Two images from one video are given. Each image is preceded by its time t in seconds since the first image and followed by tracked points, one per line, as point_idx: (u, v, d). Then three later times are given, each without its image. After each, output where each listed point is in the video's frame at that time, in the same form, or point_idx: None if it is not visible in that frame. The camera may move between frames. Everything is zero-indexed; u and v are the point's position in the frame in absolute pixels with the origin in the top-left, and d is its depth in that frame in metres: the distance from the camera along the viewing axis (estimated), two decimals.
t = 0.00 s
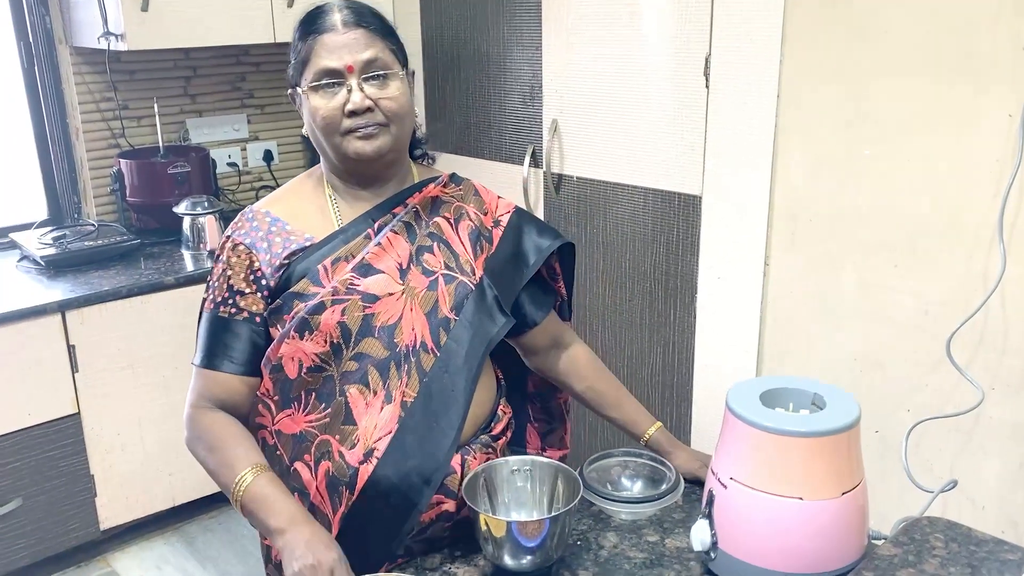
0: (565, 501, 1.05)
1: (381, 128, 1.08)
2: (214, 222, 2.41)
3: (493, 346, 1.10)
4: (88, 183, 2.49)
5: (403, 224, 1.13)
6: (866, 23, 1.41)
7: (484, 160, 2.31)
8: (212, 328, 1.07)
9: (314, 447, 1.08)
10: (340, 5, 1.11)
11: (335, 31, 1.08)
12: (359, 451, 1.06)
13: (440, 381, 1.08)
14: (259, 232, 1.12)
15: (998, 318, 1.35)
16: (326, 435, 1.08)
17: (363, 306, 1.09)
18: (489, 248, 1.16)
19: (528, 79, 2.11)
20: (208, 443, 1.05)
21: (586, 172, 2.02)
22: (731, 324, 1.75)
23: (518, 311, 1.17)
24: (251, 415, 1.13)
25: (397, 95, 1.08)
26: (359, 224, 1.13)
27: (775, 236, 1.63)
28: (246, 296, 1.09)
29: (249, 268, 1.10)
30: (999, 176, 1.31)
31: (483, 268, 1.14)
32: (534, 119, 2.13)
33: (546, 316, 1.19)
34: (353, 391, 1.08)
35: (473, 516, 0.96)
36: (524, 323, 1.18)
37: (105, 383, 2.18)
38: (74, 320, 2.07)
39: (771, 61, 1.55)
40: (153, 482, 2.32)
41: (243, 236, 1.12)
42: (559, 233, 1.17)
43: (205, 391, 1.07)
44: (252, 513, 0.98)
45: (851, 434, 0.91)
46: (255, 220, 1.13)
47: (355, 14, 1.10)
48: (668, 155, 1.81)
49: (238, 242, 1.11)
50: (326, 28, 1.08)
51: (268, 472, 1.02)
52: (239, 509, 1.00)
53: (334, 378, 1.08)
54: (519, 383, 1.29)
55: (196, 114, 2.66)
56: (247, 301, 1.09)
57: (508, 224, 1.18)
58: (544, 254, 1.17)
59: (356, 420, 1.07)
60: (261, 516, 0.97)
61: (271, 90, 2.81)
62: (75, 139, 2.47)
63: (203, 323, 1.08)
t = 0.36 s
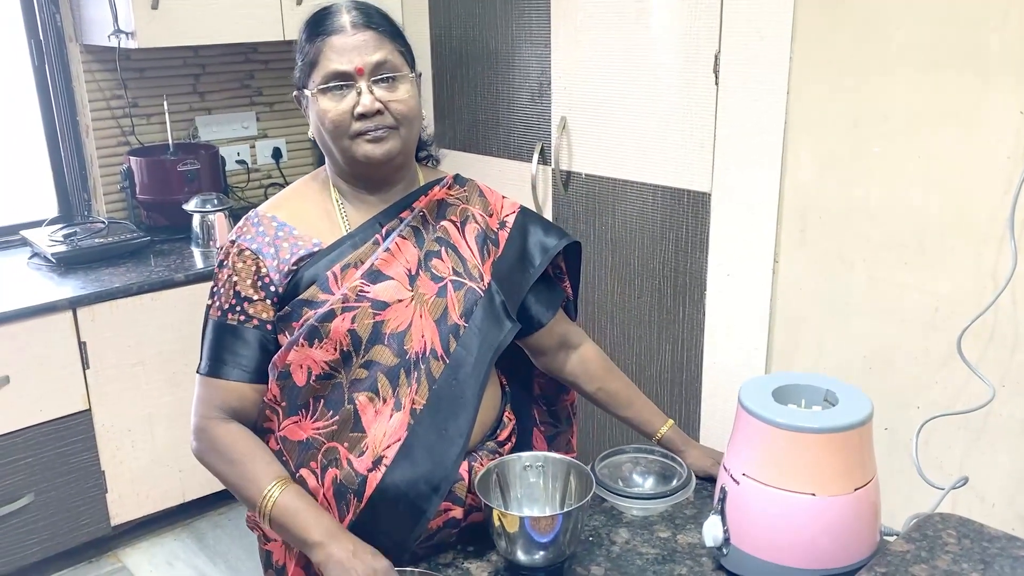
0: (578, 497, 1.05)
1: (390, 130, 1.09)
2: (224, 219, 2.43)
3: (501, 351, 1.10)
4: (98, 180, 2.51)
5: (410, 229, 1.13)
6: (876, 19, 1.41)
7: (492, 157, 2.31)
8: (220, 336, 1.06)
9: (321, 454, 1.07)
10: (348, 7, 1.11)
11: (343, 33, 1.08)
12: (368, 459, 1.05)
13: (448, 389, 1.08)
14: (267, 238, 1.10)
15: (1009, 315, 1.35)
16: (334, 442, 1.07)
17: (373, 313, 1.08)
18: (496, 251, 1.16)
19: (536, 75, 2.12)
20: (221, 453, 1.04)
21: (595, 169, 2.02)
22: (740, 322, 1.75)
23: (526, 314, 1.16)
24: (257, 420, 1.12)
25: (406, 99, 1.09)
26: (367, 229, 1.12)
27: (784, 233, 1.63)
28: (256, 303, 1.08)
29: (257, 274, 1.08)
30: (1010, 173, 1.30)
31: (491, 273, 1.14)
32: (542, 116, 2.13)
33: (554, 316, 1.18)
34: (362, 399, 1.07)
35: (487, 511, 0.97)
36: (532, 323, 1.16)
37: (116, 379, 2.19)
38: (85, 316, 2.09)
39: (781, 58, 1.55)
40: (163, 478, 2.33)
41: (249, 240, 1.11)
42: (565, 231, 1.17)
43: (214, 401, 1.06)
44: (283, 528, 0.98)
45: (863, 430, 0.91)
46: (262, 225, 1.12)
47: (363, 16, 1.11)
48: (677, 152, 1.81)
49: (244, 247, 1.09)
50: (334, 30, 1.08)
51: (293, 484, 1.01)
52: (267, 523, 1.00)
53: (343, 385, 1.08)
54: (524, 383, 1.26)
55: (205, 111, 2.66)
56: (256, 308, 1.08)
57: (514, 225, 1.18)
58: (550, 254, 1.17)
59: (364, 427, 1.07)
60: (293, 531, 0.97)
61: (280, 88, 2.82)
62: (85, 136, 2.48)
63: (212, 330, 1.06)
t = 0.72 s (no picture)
0: (583, 494, 1.05)
1: (395, 131, 1.09)
2: (229, 217, 2.43)
3: (504, 353, 1.10)
4: (104, 177, 2.51)
5: (414, 230, 1.13)
6: (882, 16, 1.41)
7: (497, 154, 2.31)
8: (223, 336, 1.06)
9: (323, 456, 1.07)
10: (355, 5, 1.11)
11: (350, 31, 1.08)
12: (370, 461, 1.05)
13: (450, 391, 1.08)
14: (268, 238, 1.10)
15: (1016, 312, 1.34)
16: (335, 445, 1.07)
17: (376, 315, 1.08)
18: (500, 251, 1.16)
19: (541, 73, 2.11)
20: (221, 453, 1.04)
21: (600, 167, 2.02)
22: (745, 319, 1.75)
23: (532, 313, 1.16)
24: (260, 419, 1.12)
25: (412, 99, 1.09)
26: (371, 229, 1.12)
27: (790, 230, 1.63)
28: (258, 304, 1.08)
29: (259, 274, 1.09)
30: (1018, 169, 1.30)
31: (495, 275, 1.14)
32: (547, 114, 2.13)
33: (560, 315, 1.18)
34: (364, 402, 1.07)
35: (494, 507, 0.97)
36: (538, 323, 1.17)
37: (122, 376, 2.20)
38: (92, 313, 2.09)
39: (787, 55, 1.55)
40: (169, 474, 2.34)
41: (250, 240, 1.11)
42: (571, 230, 1.17)
43: (215, 401, 1.07)
44: (274, 531, 0.97)
45: (870, 427, 0.91)
46: (264, 224, 1.12)
47: (370, 14, 1.11)
48: (683, 149, 1.81)
49: (246, 248, 1.10)
50: (341, 28, 1.08)
51: (286, 488, 1.01)
52: (260, 527, 0.99)
53: (345, 388, 1.08)
54: (528, 379, 1.26)
55: (211, 109, 2.67)
56: (259, 309, 1.08)
57: (519, 224, 1.18)
58: (555, 253, 1.16)
59: (366, 430, 1.07)
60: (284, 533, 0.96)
61: (285, 86, 2.82)
62: (91, 133, 2.49)
63: (214, 331, 1.07)
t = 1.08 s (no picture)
0: (581, 490, 1.05)
1: (390, 128, 1.09)
2: (230, 214, 2.44)
3: (502, 351, 1.11)
4: (105, 174, 2.52)
5: (411, 227, 1.13)
6: (883, 13, 1.41)
7: (498, 151, 2.31)
8: (218, 335, 1.07)
9: (320, 454, 1.08)
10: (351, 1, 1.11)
11: (345, 28, 1.08)
12: (367, 460, 1.06)
13: (449, 389, 1.08)
14: (265, 237, 1.11)
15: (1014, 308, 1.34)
16: (333, 443, 1.08)
17: (373, 313, 1.08)
18: (497, 248, 1.16)
19: (541, 69, 2.11)
20: (218, 450, 1.05)
21: (600, 164, 2.02)
22: (745, 316, 1.75)
23: (529, 309, 1.16)
24: (257, 416, 1.13)
25: (407, 96, 1.09)
26: (369, 228, 1.13)
27: (790, 227, 1.62)
28: (254, 303, 1.08)
29: (255, 273, 1.09)
30: (1017, 165, 1.30)
31: (493, 272, 1.14)
32: (548, 110, 2.13)
33: (558, 310, 1.18)
34: (362, 400, 1.07)
35: (491, 502, 0.97)
36: (537, 319, 1.17)
37: (124, 373, 2.20)
38: (93, 310, 2.10)
39: (786, 51, 1.55)
40: (171, 471, 2.34)
41: (247, 239, 1.11)
42: (569, 225, 1.17)
43: (211, 399, 1.07)
44: (271, 517, 0.99)
45: (866, 423, 0.91)
46: (260, 222, 1.12)
47: (365, 10, 1.11)
48: (683, 145, 1.81)
49: (242, 246, 1.10)
50: (336, 25, 1.08)
51: (283, 474, 1.02)
52: (257, 513, 1.00)
53: (342, 386, 1.09)
54: (527, 376, 1.25)
55: (212, 106, 2.67)
56: (254, 308, 1.08)
57: (517, 220, 1.18)
58: (553, 249, 1.16)
59: (364, 428, 1.07)
60: (281, 520, 0.97)
61: (287, 83, 2.83)
62: (92, 130, 2.49)
63: (210, 329, 1.07)
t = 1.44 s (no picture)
0: (588, 487, 1.04)
1: (406, 127, 1.08)
2: (233, 211, 2.43)
3: (510, 345, 1.10)
4: (109, 171, 2.51)
5: (418, 221, 1.12)
6: (891, 7, 1.40)
7: (502, 148, 2.30)
8: (222, 329, 1.06)
9: (327, 449, 1.07)
10: None
11: (359, 23, 1.07)
12: (375, 455, 1.05)
13: (456, 384, 1.07)
14: (270, 230, 1.10)
15: None
16: (340, 438, 1.07)
17: (380, 308, 1.07)
18: (505, 242, 1.15)
19: (546, 66, 2.10)
20: (224, 444, 1.04)
21: (605, 161, 2.01)
22: (752, 314, 1.74)
23: (537, 304, 1.15)
24: (263, 411, 1.12)
25: (422, 94, 1.08)
26: (375, 221, 1.12)
27: (797, 223, 1.61)
28: (259, 297, 1.08)
29: (260, 267, 1.08)
30: None
31: (501, 265, 1.13)
32: (553, 107, 2.12)
33: (566, 305, 1.17)
34: (369, 395, 1.07)
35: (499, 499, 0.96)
36: (546, 313, 1.16)
37: (127, 370, 2.19)
38: (96, 307, 2.09)
39: (794, 46, 1.54)
40: (174, 468, 2.34)
41: (252, 232, 1.10)
42: (576, 217, 1.15)
43: (216, 393, 1.06)
44: (275, 513, 0.98)
45: (878, 420, 0.90)
46: (266, 216, 1.11)
47: (378, 5, 1.09)
48: (688, 142, 1.80)
49: (248, 239, 1.09)
50: (350, 20, 1.07)
51: (287, 471, 1.01)
52: (262, 510, 1.00)
53: (349, 381, 1.08)
54: (535, 373, 1.24)
55: (215, 103, 2.66)
56: (259, 302, 1.08)
57: (524, 213, 1.17)
58: (561, 242, 1.15)
59: (371, 424, 1.06)
60: (284, 517, 0.96)
61: (290, 80, 2.82)
62: (95, 127, 2.48)
63: (214, 323, 1.07)
